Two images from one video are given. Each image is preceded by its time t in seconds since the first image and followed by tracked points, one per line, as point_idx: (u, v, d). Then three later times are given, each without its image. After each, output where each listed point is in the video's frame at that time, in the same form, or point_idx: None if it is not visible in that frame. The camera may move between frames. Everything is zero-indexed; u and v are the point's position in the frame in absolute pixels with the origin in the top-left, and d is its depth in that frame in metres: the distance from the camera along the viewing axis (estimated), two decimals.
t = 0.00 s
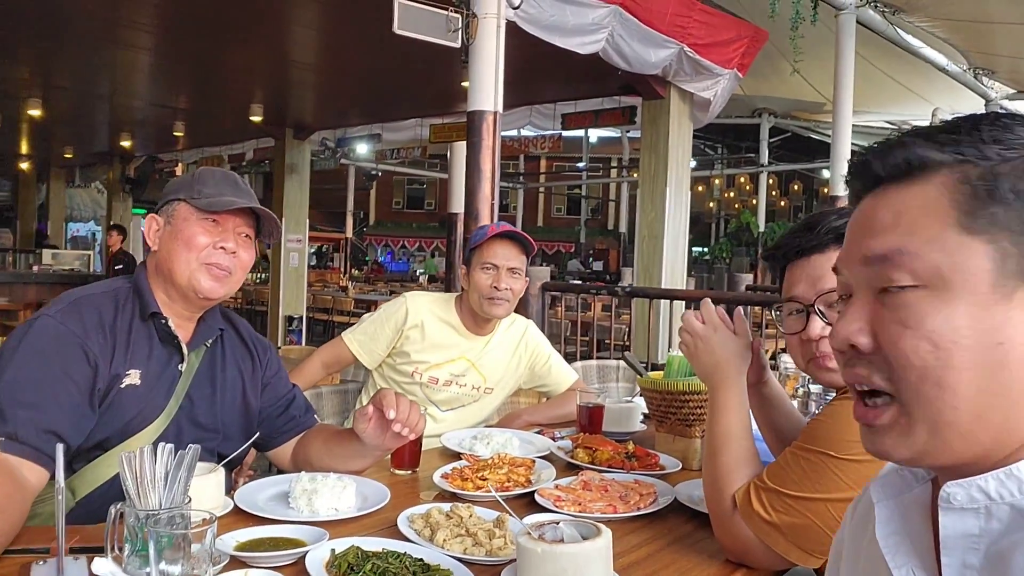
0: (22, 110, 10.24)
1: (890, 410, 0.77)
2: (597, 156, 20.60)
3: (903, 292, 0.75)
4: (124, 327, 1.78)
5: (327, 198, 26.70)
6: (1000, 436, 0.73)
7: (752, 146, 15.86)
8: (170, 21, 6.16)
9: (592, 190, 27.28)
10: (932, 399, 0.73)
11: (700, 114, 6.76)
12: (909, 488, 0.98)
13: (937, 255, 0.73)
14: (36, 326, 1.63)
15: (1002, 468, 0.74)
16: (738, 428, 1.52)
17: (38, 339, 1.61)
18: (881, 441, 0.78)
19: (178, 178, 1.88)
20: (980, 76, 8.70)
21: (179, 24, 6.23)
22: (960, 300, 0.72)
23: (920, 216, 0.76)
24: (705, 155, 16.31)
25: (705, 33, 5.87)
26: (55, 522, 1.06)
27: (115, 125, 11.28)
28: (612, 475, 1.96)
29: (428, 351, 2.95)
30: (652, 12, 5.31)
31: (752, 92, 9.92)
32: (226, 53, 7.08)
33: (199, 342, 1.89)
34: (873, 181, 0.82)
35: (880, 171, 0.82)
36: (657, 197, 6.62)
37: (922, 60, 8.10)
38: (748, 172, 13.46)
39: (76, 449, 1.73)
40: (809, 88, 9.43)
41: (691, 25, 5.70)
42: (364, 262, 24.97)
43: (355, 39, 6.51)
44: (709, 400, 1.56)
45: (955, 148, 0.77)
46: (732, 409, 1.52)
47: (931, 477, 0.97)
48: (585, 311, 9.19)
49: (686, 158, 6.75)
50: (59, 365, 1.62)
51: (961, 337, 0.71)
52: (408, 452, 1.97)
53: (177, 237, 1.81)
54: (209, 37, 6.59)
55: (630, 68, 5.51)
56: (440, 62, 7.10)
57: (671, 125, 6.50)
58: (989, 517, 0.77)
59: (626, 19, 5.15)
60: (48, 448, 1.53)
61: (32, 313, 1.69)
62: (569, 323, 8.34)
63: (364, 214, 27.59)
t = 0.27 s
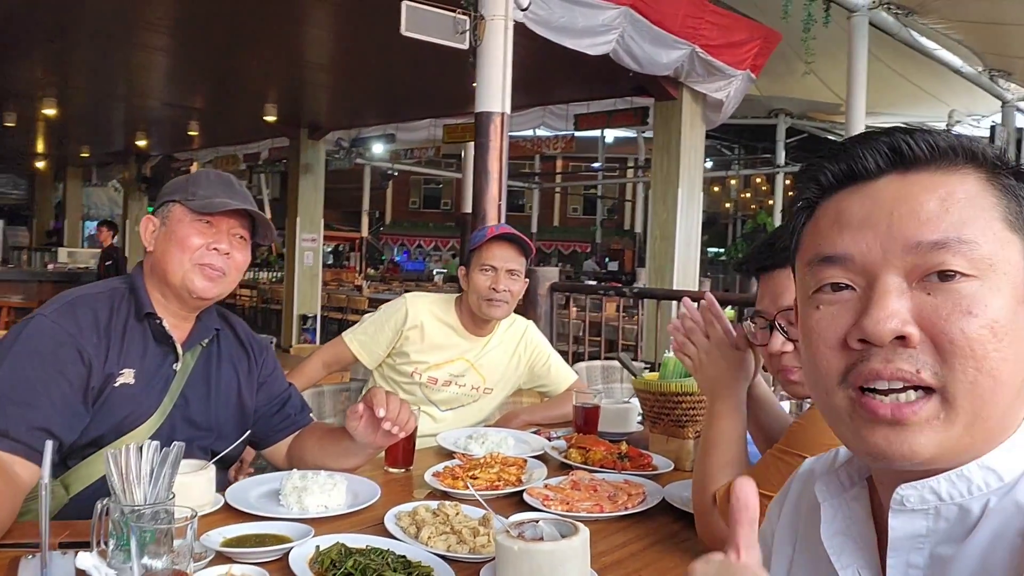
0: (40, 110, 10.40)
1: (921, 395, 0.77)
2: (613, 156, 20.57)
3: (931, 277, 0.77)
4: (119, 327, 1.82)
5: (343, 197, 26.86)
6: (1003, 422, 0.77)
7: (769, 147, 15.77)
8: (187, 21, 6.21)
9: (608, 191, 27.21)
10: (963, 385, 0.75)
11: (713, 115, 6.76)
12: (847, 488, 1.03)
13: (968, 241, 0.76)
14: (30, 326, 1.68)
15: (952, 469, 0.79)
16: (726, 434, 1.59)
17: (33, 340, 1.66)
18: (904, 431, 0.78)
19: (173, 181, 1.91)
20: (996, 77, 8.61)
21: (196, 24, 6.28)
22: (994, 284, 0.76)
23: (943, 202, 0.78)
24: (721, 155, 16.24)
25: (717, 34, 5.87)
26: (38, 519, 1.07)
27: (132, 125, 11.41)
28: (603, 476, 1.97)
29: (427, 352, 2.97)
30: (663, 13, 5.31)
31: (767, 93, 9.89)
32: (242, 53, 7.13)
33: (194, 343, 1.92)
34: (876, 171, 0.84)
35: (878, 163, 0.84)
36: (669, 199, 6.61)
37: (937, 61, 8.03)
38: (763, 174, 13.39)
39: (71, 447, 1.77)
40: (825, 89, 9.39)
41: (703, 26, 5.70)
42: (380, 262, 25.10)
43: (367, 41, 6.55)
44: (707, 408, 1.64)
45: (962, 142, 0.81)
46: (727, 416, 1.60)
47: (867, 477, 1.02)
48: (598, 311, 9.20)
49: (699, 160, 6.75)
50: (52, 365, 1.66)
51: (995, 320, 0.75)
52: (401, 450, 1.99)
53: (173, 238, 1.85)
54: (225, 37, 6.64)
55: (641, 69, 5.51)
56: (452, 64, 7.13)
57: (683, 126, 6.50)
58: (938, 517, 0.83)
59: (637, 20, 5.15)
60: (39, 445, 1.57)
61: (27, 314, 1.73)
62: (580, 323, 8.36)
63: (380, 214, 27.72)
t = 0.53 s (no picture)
0: (66, 113, 10.58)
1: (869, 394, 0.86)
2: (633, 158, 20.47)
3: (880, 278, 0.86)
4: (130, 327, 1.88)
5: (364, 199, 27.02)
6: (945, 417, 0.87)
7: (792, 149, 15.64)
8: (209, 24, 6.30)
9: (630, 193, 27.10)
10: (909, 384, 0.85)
11: (732, 116, 6.76)
12: (800, 489, 1.13)
13: (914, 246, 0.86)
14: (43, 325, 1.74)
15: (903, 465, 0.89)
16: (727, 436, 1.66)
17: (45, 338, 1.72)
18: (852, 425, 0.87)
19: (186, 183, 1.96)
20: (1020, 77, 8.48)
21: (217, 26, 6.35)
22: (937, 287, 0.85)
23: (892, 208, 0.87)
24: (743, 157, 16.12)
25: (735, 36, 5.86)
26: (44, 510, 1.12)
27: (155, 127, 11.57)
28: (603, 474, 1.99)
29: (436, 352, 3.01)
30: (680, 14, 5.32)
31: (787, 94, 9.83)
32: (263, 56, 7.20)
33: (203, 342, 1.97)
34: (830, 176, 0.93)
35: (831, 167, 0.94)
36: (686, 200, 6.60)
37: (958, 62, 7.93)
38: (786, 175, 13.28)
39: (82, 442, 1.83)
40: (848, 91, 9.31)
41: (720, 28, 5.71)
42: (401, 263, 25.21)
43: (385, 43, 6.61)
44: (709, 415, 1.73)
45: (908, 150, 0.91)
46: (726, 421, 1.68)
47: (820, 476, 1.13)
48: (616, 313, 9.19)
49: (718, 162, 6.75)
50: (64, 363, 1.73)
51: (937, 322, 0.85)
52: (406, 447, 2.02)
53: (183, 241, 1.90)
54: (246, 40, 6.71)
55: (658, 71, 5.51)
56: (468, 66, 7.18)
57: (701, 128, 6.50)
58: (890, 512, 0.92)
59: (654, 21, 5.15)
60: (50, 439, 1.62)
61: (40, 313, 1.79)
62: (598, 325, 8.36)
63: (401, 216, 27.84)
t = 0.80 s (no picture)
0: (90, 118, 10.76)
1: (830, 404, 0.90)
2: (653, 160, 20.40)
3: (836, 292, 0.90)
4: (142, 332, 1.93)
5: (384, 202, 27.18)
6: (905, 423, 0.91)
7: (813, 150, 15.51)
8: (230, 30, 6.39)
9: (650, 194, 27.02)
10: (869, 396, 0.89)
11: (749, 119, 6.70)
12: (775, 495, 1.15)
13: (867, 259, 0.90)
14: (56, 331, 1.79)
15: (868, 471, 0.93)
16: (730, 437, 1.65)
17: (59, 344, 1.77)
18: (813, 436, 0.91)
19: (199, 192, 2.01)
20: None
21: (238, 32, 6.43)
22: (890, 299, 0.90)
23: (845, 222, 0.91)
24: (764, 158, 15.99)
25: (751, 38, 5.86)
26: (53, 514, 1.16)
27: (177, 131, 11.73)
28: (606, 477, 2.01)
29: (445, 355, 3.04)
30: (695, 17, 5.33)
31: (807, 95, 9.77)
32: (283, 60, 7.28)
33: (214, 347, 2.01)
34: (784, 191, 0.96)
35: (784, 184, 0.97)
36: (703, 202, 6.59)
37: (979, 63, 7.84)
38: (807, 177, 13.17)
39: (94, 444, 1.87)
40: (868, 92, 9.22)
41: (736, 30, 5.72)
42: (421, 265, 25.31)
43: (402, 47, 6.66)
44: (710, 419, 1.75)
45: (860, 162, 0.95)
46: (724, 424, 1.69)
47: (791, 483, 1.15)
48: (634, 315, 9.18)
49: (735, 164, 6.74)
50: (77, 366, 1.77)
51: (891, 333, 0.89)
52: (412, 450, 2.04)
53: (196, 249, 1.95)
54: (267, 44, 6.79)
55: (674, 74, 5.49)
56: (484, 70, 7.22)
57: (719, 130, 6.48)
58: (856, 519, 0.96)
59: (669, 25, 5.16)
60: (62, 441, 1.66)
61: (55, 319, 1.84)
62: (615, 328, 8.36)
63: (421, 218, 27.95)
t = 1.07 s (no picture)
0: (107, 121, 10.88)
1: (812, 419, 0.90)
2: (668, 162, 20.37)
3: (819, 305, 0.91)
4: (148, 337, 1.95)
5: (398, 204, 27.29)
6: (890, 432, 0.92)
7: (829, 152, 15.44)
8: (246, 34, 6.45)
9: (664, 196, 26.96)
10: (851, 409, 0.89)
11: (763, 120, 6.71)
12: (771, 490, 1.16)
13: (847, 272, 0.90)
14: (64, 336, 1.82)
15: (856, 480, 0.93)
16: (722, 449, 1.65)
17: (65, 350, 1.80)
18: (797, 450, 0.92)
19: (207, 198, 2.03)
20: None
21: (254, 36, 6.50)
22: (872, 310, 0.90)
23: (825, 235, 0.92)
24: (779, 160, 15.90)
25: (765, 40, 5.85)
26: (56, 516, 1.18)
27: (193, 134, 11.84)
28: (608, 481, 2.02)
29: (451, 359, 3.06)
30: (708, 20, 5.32)
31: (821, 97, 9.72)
32: (298, 64, 7.34)
33: (220, 351, 2.05)
34: (763, 204, 0.97)
35: (765, 197, 0.98)
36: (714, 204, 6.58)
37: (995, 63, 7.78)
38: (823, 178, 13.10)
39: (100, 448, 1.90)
40: (883, 93, 9.16)
41: (749, 32, 5.69)
42: (435, 268, 25.38)
43: (414, 50, 6.70)
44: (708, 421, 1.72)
45: (840, 174, 0.96)
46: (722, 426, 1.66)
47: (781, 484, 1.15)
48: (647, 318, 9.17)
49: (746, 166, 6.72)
50: (84, 371, 1.80)
51: (873, 344, 0.89)
52: (415, 453, 2.06)
53: (204, 255, 1.97)
54: (282, 48, 6.85)
55: (686, 76, 5.50)
56: (496, 73, 7.24)
57: (731, 133, 6.47)
58: (844, 526, 0.97)
59: (682, 27, 5.15)
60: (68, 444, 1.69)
61: (63, 323, 1.88)
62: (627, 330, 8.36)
63: (435, 220, 28.04)
